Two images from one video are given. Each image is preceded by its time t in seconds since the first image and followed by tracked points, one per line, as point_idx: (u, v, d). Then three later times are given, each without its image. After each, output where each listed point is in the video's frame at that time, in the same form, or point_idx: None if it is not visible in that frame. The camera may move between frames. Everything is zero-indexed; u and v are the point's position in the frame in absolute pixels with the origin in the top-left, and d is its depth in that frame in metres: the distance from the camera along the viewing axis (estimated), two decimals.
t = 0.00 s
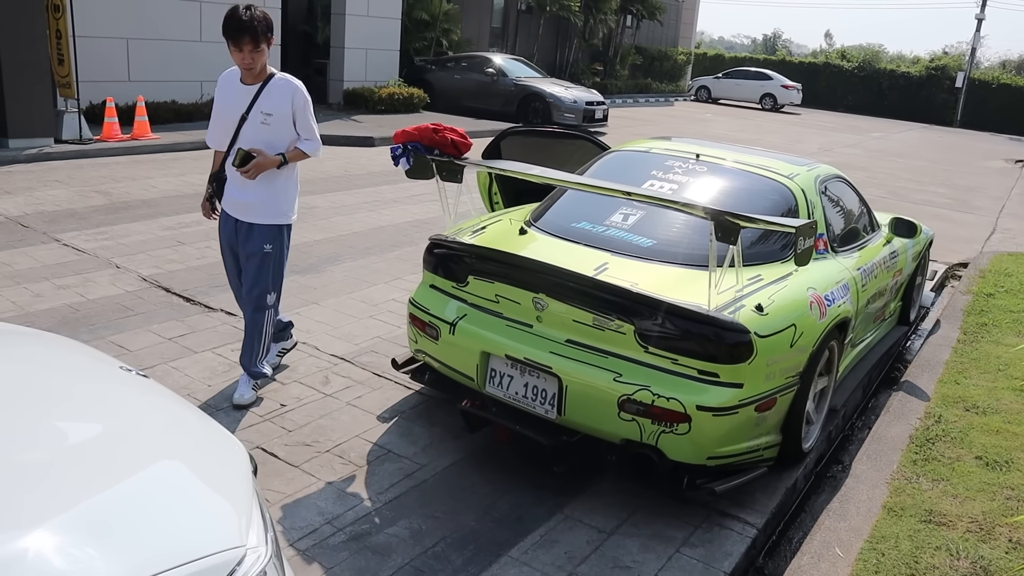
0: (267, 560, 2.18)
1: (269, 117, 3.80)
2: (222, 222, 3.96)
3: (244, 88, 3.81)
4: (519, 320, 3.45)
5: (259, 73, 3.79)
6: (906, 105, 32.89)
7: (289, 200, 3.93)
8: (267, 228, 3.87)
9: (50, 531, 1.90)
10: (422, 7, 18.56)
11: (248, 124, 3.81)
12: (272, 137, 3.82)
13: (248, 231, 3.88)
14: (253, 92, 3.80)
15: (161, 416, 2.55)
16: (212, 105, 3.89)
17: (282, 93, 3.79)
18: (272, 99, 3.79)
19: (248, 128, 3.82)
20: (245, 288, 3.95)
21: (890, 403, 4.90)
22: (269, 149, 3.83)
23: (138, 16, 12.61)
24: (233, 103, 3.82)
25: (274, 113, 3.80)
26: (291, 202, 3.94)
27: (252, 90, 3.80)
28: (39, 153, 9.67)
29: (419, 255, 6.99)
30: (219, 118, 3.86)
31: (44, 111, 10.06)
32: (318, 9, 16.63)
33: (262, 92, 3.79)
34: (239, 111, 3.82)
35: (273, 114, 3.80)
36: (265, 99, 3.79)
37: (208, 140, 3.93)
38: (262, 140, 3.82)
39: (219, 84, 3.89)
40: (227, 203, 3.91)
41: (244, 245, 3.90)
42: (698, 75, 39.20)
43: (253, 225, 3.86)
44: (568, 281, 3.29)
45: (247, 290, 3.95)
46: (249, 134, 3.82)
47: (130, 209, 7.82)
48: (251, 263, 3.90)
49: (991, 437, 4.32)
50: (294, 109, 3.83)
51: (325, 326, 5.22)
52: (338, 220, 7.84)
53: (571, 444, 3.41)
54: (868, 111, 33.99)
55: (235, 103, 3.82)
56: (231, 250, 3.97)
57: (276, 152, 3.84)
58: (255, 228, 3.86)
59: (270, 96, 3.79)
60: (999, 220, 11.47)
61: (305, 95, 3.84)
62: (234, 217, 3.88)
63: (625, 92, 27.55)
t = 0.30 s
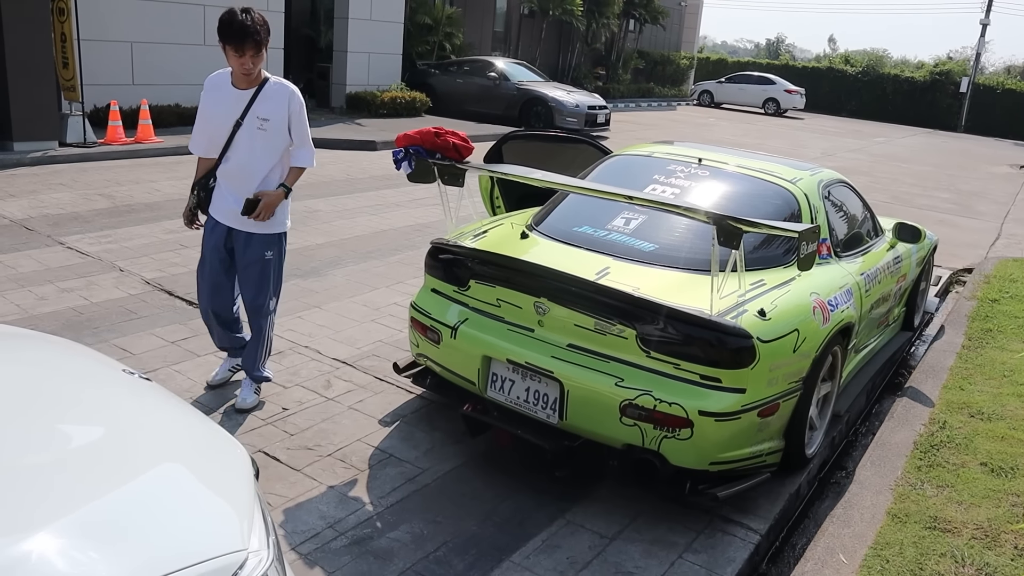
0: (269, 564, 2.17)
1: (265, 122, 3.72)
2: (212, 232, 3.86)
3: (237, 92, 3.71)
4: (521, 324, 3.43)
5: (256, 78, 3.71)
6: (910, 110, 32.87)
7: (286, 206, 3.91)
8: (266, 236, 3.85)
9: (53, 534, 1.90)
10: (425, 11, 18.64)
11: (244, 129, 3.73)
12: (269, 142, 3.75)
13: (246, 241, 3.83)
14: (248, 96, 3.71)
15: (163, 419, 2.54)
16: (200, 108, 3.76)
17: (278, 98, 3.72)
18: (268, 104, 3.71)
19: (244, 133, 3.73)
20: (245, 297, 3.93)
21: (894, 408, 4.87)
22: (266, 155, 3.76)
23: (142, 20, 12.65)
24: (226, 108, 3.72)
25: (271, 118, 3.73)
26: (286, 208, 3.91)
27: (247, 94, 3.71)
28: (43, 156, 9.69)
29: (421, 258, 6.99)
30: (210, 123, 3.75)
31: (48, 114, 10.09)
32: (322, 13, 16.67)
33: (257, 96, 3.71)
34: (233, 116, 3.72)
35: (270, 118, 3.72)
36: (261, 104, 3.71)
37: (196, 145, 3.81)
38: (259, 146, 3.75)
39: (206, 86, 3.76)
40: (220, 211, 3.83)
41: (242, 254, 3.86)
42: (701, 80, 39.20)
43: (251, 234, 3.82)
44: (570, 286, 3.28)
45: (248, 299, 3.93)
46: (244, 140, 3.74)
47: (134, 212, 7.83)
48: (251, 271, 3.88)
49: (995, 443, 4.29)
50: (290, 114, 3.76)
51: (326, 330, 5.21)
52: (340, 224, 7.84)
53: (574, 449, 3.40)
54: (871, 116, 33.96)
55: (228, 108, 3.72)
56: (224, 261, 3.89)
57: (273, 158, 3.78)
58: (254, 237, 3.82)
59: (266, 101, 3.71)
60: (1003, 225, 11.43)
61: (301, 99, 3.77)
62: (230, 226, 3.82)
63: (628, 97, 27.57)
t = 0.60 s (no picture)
0: (272, 569, 2.17)
1: (256, 128, 3.72)
2: (201, 242, 3.81)
3: (223, 100, 3.68)
4: (521, 328, 3.44)
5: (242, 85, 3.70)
6: (907, 112, 32.94)
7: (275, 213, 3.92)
8: (262, 242, 3.86)
9: (56, 540, 1.90)
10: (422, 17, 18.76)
11: (233, 136, 3.71)
12: (260, 148, 3.75)
13: (241, 248, 3.83)
14: (236, 103, 3.70)
15: (164, 425, 2.54)
16: (181, 118, 3.70)
17: (267, 104, 3.74)
18: (257, 110, 3.72)
19: (233, 141, 3.71)
20: (242, 304, 3.94)
21: (895, 409, 4.87)
22: (257, 161, 3.76)
23: (140, 28, 12.67)
24: (212, 115, 3.68)
25: (261, 123, 3.73)
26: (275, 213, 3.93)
27: (235, 101, 3.69)
28: (42, 165, 9.70)
29: (421, 264, 6.99)
30: (195, 132, 3.71)
31: (47, 122, 10.11)
32: (319, 20, 16.71)
33: (245, 103, 3.70)
34: (220, 124, 3.69)
35: (260, 124, 3.73)
36: (250, 110, 3.71)
37: (179, 156, 3.74)
38: (250, 152, 3.74)
39: (186, 96, 3.70)
40: (210, 221, 3.78)
41: (238, 262, 3.85)
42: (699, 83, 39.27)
43: (246, 241, 3.82)
44: (570, 290, 3.28)
45: (246, 306, 3.94)
46: (234, 147, 3.72)
47: (134, 219, 7.84)
48: (248, 278, 3.89)
49: (997, 443, 4.30)
50: (279, 119, 3.78)
51: (327, 335, 5.21)
52: (340, 230, 7.85)
53: (575, 452, 3.40)
54: (869, 118, 34.03)
55: (214, 116, 3.68)
56: (218, 269, 3.86)
57: (264, 164, 3.78)
58: (249, 244, 3.83)
59: (255, 107, 3.71)
60: (1002, 225, 11.44)
61: (288, 105, 3.81)
62: (222, 235, 3.79)
63: (625, 101, 27.62)
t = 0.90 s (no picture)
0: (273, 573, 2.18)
1: (247, 131, 3.74)
2: (197, 247, 3.82)
3: (213, 105, 3.71)
4: (522, 332, 3.45)
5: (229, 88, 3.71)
6: (910, 115, 32.93)
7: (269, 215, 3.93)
8: (257, 244, 3.87)
9: (58, 544, 1.90)
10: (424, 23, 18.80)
11: (225, 140, 3.73)
12: (252, 151, 3.77)
13: (236, 252, 3.83)
14: (226, 107, 3.72)
15: (165, 429, 2.55)
16: (172, 126, 3.73)
17: (257, 107, 3.76)
18: (248, 112, 3.74)
19: (225, 144, 3.73)
20: (239, 308, 3.95)
21: (897, 413, 4.86)
22: (249, 163, 3.78)
23: (143, 34, 12.70)
24: (203, 121, 3.71)
25: (253, 127, 3.75)
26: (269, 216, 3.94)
27: (225, 105, 3.71)
28: (46, 170, 9.74)
29: (422, 268, 7.01)
30: (188, 139, 3.74)
31: (51, 128, 10.14)
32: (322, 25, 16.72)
33: (235, 106, 3.72)
34: (212, 128, 3.72)
35: (252, 127, 3.75)
36: (241, 114, 3.73)
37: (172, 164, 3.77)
38: (242, 155, 3.76)
39: (176, 103, 3.74)
40: (204, 227, 3.79)
41: (233, 265, 3.86)
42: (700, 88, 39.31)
43: (241, 244, 3.82)
44: (571, 293, 3.29)
45: (243, 309, 3.94)
46: (226, 151, 3.73)
47: (136, 224, 7.86)
48: (244, 281, 3.89)
49: (999, 447, 4.30)
50: (270, 121, 3.80)
51: (328, 340, 5.22)
52: (341, 235, 7.87)
53: (576, 456, 3.40)
54: (871, 122, 34.04)
55: (205, 121, 3.71)
56: (214, 273, 3.87)
57: (256, 167, 3.80)
58: (244, 247, 3.83)
59: (245, 110, 3.74)
60: (1004, 229, 11.42)
61: (278, 107, 3.84)
62: (217, 239, 3.80)
63: (627, 105, 27.63)
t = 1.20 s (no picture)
0: None
1: (219, 136, 3.74)
2: (170, 255, 3.80)
3: (184, 110, 3.69)
4: (499, 335, 3.46)
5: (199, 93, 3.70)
6: (884, 115, 33.32)
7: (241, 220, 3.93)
8: (230, 250, 3.86)
9: (31, 556, 1.89)
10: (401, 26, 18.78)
11: (197, 145, 3.71)
12: (224, 156, 3.77)
13: (209, 258, 3.82)
14: (197, 113, 3.71)
15: (140, 437, 2.53)
16: (141, 133, 3.70)
17: (228, 112, 3.76)
18: (219, 117, 3.74)
19: (197, 149, 3.72)
20: (214, 314, 3.93)
21: (871, 410, 4.92)
22: (221, 168, 3.77)
23: (116, 39, 12.59)
24: (174, 127, 3.68)
25: (224, 132, 3.75)
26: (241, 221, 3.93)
27: (196, 110, 3.70)
28: (18, 178, 9.62)
29: (400, 272, 7.00)
30: (157, 145, 3.71)
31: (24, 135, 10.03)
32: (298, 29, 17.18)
33: (206, 111, 3.71)
34: (183, 135, 3.70)
35: (223, 132, 3.74)
36: (212, 119, 3.72)
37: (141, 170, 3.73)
38: (215, 160, 3.75)
39: (144, 110, 3.70)
40: (176, 234, 3.77)
41: (207, 270, 3.84)
42: (677, 89, 39.56)
43: (215, 250, 3.81)
44: (547, 296, 3.30)
45: (218, 315, 3.93)
46: (198, 156, 3.72)
47: (112, 231, 7.79)
48: (218, 286, 3.88)
49: (972, 442, 4.37)
50: (240, 125, 3.81)
51: (306, 345, 5.20)
52: (318, 240, 7.84)
53: (554, 457, 3.41)
54: (846, 122, 34.42)
55: (175, 127, 3.69)
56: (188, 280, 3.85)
57: (229, 171, 3.79)
58: (217, 252, 3.82)
59: (216, 115, 3.73)
60: (976, 227, 11.59)
61: (248, 112, 3.84)
62: (190, 246, 3.78)
63: (604, 107, 27.75)
